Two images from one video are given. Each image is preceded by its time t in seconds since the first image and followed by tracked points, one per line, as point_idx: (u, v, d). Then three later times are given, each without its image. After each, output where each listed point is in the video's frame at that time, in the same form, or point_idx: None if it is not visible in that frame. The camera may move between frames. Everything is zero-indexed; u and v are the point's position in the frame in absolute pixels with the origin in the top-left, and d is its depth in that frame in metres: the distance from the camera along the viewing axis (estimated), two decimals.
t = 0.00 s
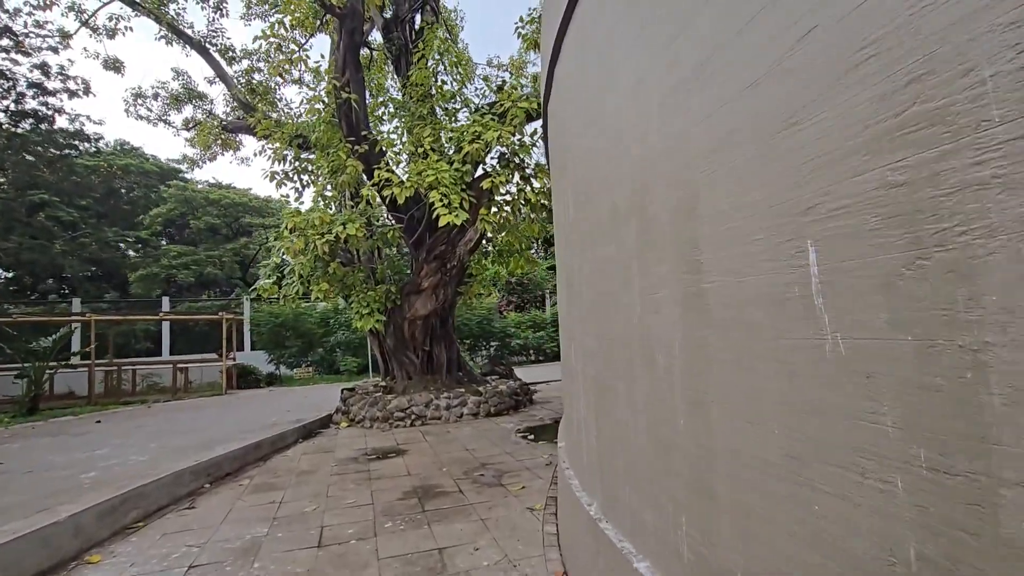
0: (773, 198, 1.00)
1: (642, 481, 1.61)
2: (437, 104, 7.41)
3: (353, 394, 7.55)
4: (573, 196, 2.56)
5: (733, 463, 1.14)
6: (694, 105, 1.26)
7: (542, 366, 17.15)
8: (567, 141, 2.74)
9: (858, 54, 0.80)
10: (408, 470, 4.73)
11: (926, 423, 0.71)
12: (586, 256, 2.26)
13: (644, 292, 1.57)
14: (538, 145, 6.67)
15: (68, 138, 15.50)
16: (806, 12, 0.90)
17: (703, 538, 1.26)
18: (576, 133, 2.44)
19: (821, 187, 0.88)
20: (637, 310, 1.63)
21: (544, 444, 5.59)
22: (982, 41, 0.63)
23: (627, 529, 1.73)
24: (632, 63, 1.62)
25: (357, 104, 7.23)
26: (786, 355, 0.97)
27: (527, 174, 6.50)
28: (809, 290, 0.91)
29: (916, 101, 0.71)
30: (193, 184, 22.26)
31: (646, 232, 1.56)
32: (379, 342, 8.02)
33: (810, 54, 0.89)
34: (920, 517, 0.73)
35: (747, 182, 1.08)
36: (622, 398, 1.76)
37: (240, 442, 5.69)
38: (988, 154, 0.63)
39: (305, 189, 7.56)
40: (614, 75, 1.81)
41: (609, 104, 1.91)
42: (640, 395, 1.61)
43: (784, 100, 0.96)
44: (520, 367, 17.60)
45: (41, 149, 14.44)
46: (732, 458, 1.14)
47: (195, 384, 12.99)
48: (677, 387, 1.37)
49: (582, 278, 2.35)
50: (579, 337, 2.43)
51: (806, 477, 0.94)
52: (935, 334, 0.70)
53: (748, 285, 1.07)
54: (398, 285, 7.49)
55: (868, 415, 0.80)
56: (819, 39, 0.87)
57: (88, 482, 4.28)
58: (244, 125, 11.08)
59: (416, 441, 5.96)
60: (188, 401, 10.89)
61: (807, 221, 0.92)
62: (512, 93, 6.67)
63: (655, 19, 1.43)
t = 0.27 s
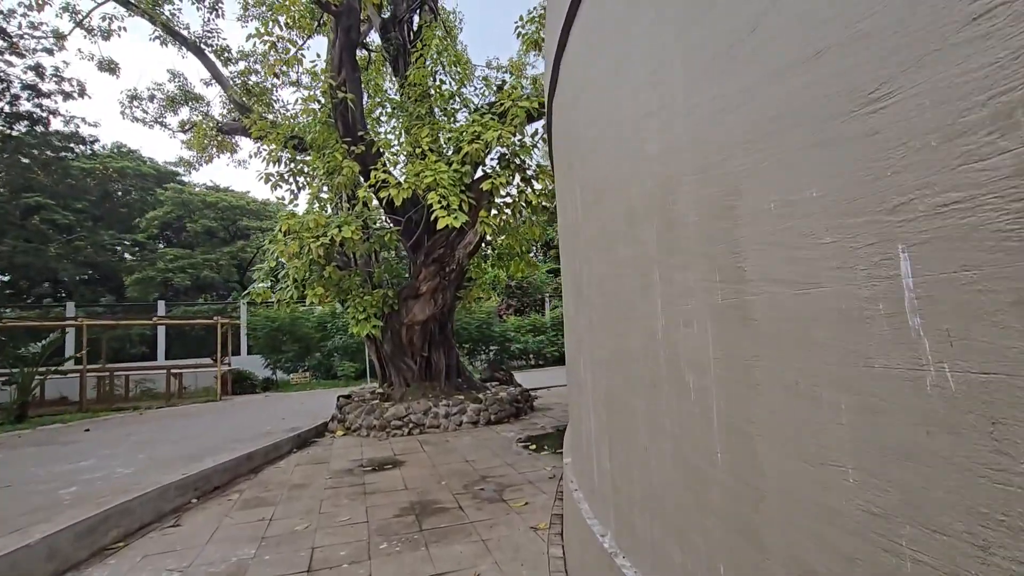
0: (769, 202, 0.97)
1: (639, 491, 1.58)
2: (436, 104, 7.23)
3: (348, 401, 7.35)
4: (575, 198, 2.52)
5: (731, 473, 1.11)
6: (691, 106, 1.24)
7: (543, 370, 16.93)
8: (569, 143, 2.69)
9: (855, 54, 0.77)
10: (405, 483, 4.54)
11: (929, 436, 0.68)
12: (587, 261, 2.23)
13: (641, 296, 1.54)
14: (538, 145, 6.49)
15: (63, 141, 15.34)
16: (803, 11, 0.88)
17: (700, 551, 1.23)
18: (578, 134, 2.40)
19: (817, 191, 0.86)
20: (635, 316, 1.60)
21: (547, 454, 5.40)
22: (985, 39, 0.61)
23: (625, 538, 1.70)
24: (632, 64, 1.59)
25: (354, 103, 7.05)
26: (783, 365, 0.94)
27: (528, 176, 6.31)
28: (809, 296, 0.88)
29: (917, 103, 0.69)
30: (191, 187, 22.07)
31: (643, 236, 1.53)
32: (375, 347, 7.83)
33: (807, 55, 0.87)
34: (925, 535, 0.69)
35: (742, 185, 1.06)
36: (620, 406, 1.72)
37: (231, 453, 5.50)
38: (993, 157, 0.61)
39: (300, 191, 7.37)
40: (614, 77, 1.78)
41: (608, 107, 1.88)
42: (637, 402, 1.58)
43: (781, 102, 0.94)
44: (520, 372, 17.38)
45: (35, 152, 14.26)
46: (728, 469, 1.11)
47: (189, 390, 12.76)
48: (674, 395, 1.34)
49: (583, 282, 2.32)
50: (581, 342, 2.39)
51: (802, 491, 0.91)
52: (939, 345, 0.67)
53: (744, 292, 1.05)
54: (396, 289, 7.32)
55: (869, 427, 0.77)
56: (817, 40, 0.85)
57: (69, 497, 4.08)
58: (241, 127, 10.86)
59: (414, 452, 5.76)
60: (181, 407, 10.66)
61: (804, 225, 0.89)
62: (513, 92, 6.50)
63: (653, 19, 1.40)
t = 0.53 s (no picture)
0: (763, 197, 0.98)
1: (638, 490, 1.57)
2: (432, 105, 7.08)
3: (342, 408, 7.15)
4: (579, 199, 2.52)
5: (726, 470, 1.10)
6: (688, 104, 1.25)
7: (540, 376, 16.72)
8: (574, 143, 2.67)
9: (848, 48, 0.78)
10: (401, 495, 4.34)
11: (927, 426, 0.68)
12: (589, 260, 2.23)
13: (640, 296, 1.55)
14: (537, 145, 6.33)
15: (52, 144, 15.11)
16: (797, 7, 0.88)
17: (722, 568, 1.13)
18: (584, 134, 2.38)
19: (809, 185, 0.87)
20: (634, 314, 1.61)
21: (547, 463, 5.22)
22: (973, 30, 0.61)
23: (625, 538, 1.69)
24: (634, 63, 1.60)
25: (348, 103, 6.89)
26: (779, 358, 0.94)
27: (527, 176, 6.13)
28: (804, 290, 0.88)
29: (981, 63, 0.61)
30: (184, 191, 21.80)
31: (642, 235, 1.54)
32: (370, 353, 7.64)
33: (799, 52, 0.88)
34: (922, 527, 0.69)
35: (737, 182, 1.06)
36: (621, 406, 1.72)
37: (220, 464, 5.28)
38: None
39: (293, 193, 7.17)
40: (616, 76, 1.78)
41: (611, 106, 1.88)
42: (636, 400, 1.58)
43: (776, 98, 0.94)
44: (517, 377, 17.16)
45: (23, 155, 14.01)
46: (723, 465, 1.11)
47: (180, 397, 12.50)
48: (672, 393, 1.33)
49: (585, 282, 2.31)
50: (584, 342, 2.39)
51: (796, 484, 0.91)
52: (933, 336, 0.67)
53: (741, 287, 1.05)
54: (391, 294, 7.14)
55: (864, 417, 0.77)
56: (809, 35, 0.86)
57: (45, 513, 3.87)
58: (233, 129, 10.64)
59: (411, 462, 5.56)
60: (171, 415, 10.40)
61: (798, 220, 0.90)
62: (511, 92, 6.34)
63: (653, 16, 1.41)
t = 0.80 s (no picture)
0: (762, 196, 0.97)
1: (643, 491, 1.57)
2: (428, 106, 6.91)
3: (334, 418, 6.91)
4: (587, 199, 2.49)
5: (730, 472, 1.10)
6: (689, 104, 1.24)
7: (537, 382, 16.49)
8: (579, 143, 2.64)
9: (847, 44, 0.77)
10: (395, 511, 4.13)
11: None
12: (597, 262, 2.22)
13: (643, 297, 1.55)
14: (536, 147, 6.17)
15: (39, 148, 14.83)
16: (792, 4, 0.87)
17: None
18: (587, 133, 2.36)
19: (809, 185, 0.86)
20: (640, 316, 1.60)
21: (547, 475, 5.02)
22: None
23: (640, 558, 1.59)
24: (645, 59, 1.48)
25: (341, 103, 6.71)
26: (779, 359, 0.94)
27: (526, 178, 5.95)
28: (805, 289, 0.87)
29: None
30: (175, 196, 21.50)
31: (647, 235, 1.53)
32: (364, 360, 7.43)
33: (794, 51, 0.88)
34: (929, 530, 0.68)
35: (736, 181, 1.06)
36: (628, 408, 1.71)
37: (205, 479, 5.03)
38: None
39: (284, 196, 6.92)
40: (622, 77, 1.71)
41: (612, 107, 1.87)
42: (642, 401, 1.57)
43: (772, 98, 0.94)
44: (513, 384, 16.92)
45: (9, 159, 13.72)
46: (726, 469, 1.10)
47: (169, 405, 12.19)
48: (676, 392, 1.33)
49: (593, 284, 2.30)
50: (594, 343, 2.37)
51: (798, 485, 0.90)
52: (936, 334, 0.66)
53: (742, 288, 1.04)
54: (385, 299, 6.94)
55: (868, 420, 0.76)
56: (805, 33, 0.85)
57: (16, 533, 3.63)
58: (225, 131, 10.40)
59: (406, 475, 5.34)
60: (158, 425, 10.11)
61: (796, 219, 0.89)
62: (509, 92, 6.18)
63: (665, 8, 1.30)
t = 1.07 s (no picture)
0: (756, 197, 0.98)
1: (651, 501, 1.49)
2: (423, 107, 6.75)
3: (324, 429, 6.67)
4: (589, 203, 2.49)
5: (724, 474, 1.09)
6: (689, 103, 1.23)
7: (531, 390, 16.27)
8: (582, 147, 2.63)
9: None
10: (387, 528, 3.92)
11: None
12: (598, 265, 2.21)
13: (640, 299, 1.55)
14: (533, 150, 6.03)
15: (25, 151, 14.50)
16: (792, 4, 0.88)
17: None
18: (591, 137, 2.36)
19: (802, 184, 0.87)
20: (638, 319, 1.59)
21: (546, 488, 4.84)
22: None
23: None
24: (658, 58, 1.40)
25: (334, 103, 6.53)
26: (773, 358, 0.94)
27: (524, 181, 5.79)
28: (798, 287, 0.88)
29: None
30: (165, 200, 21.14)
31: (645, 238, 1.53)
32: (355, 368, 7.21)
33: (791, 52, 0.89)
34: (915, 525, 0.69)
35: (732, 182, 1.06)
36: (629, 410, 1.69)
37: (187, 494, 4.79)
38: None
39: (273, 199, 6.69)
40: (632, 79, 1.64)
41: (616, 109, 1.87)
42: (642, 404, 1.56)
43: (768, 98, 0.95)
44: (508, 392, 16.67)
45: None
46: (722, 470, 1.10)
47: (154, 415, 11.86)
48: (674, 393, 1.32)
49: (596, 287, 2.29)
50: (596, 347, 2.36)
51: (792, 484, 0.90)
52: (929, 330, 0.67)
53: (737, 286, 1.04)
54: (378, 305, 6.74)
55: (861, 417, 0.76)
56: (804, 34, 0.87)
57: None
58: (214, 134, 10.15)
59: (399, 488, 5.14)
60: (143, 436, 9.79)
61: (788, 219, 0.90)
62: (506, 93, 6.03)
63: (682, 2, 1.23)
